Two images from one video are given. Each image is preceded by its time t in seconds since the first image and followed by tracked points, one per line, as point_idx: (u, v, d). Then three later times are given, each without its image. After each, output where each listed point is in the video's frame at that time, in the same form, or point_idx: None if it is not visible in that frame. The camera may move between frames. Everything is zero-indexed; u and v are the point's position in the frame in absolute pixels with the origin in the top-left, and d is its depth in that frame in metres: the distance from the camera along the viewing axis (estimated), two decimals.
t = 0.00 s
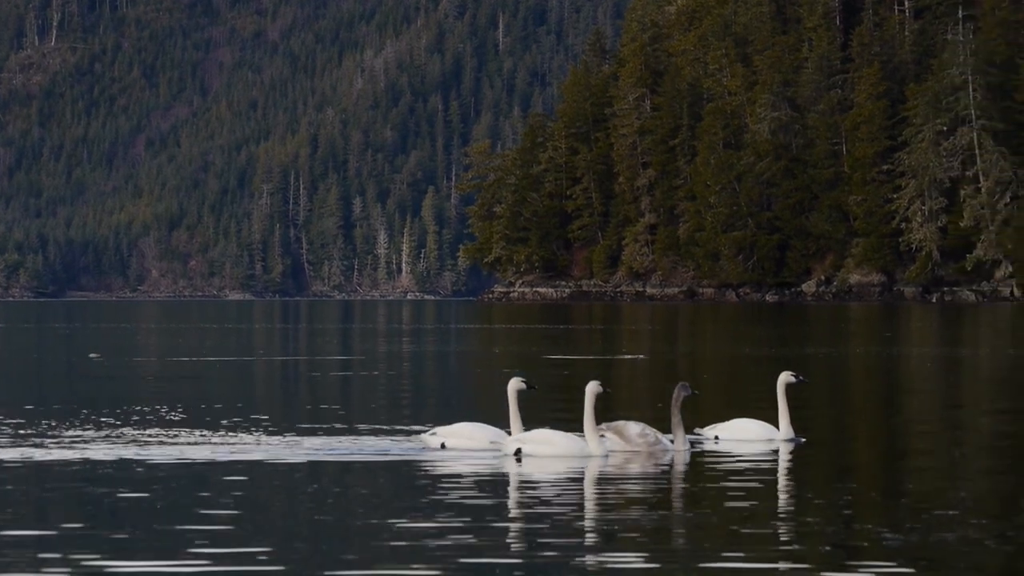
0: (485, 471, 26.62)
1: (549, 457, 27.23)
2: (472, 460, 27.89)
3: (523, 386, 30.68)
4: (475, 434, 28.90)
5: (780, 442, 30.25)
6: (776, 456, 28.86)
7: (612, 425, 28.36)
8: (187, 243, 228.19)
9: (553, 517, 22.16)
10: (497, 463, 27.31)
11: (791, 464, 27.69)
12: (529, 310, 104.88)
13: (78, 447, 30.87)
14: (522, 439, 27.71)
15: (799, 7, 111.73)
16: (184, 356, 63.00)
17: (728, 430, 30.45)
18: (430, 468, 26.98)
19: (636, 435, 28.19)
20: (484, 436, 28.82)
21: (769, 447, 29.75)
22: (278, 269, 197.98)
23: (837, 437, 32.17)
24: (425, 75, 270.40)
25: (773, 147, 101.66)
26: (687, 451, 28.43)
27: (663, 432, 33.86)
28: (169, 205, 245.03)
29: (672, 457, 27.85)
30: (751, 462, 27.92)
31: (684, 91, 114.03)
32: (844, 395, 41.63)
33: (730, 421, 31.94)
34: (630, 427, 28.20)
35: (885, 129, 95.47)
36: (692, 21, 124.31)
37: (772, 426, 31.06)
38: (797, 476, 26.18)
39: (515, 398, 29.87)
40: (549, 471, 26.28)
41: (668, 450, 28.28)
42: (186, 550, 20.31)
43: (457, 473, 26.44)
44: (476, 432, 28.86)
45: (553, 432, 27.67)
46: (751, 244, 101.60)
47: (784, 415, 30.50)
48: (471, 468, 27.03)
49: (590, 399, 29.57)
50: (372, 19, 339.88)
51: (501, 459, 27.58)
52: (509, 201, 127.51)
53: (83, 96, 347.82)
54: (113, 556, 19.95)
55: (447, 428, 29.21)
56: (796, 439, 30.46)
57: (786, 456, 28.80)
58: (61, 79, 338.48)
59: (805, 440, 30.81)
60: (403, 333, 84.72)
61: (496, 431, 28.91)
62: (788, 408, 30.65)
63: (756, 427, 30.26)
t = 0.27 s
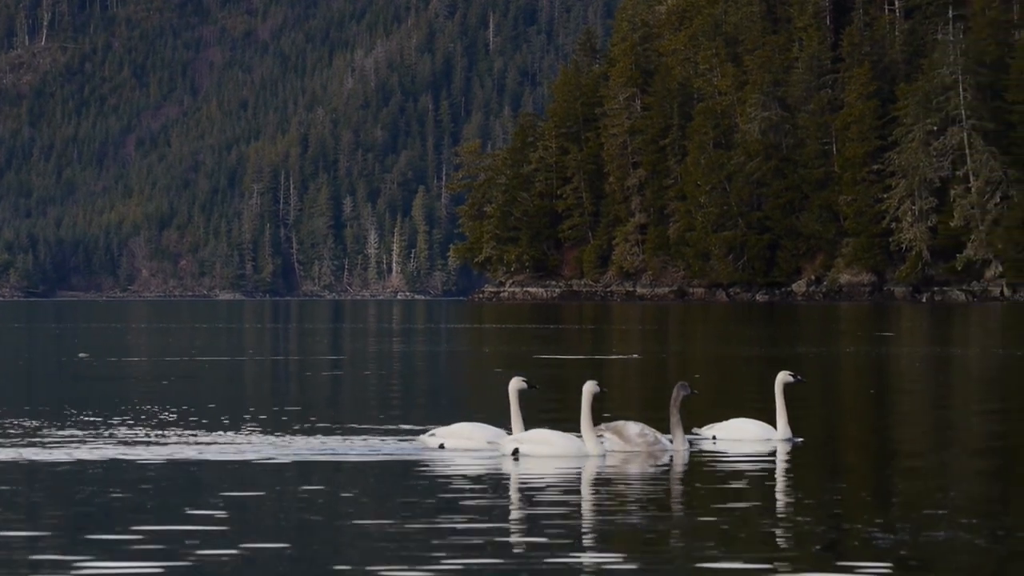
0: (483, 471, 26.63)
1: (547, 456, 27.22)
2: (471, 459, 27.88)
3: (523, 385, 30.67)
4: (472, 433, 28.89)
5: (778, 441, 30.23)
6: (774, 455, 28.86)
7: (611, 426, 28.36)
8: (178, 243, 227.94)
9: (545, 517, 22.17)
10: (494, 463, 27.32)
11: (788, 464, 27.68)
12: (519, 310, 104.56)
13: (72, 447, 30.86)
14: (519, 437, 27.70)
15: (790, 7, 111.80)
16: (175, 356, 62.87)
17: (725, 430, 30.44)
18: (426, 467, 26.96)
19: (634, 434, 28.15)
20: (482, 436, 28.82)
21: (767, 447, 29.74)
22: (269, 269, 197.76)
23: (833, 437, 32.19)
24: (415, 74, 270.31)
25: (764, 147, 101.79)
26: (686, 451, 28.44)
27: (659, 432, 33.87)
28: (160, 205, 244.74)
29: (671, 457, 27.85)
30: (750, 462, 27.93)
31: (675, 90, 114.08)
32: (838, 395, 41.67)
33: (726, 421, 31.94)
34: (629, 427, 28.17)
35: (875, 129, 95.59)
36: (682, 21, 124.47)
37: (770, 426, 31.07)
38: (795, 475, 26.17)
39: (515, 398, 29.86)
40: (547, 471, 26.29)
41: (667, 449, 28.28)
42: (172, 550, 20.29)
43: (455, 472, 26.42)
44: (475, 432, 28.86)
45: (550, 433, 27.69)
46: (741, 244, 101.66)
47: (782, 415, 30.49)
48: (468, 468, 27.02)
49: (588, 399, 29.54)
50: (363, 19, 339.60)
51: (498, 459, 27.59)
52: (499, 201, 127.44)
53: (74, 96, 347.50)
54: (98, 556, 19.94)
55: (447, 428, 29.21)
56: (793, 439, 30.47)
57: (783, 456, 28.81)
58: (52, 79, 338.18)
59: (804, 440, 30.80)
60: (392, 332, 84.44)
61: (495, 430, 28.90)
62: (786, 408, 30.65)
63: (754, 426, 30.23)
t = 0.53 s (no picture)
0: (480, 472, 26.62)
1: (543, 457, 27.21)
2: (467, 460, 27.85)
3: (522, 385, 30.64)
4: (473, 432, 28.83)
5: (774, 442, 30.24)
6: (771, 456, 28.84)
7: (609, 426, 28.33)
8: (167, 243, 227.69)
9: (535, 519, 22.13)
10: (492, 463, 27.29)
11: (783, 464, 27.68)
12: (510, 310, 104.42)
13: (65, 448, 30.81)
14: (515, 438, 27.71)
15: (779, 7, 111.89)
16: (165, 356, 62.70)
17: (721, 429, 30.43)
18: (419, 469, 26.95)
19: (633, 434, 28.10)
20: (480, 436, 28.76)
21: (764, 448, 29.73)
22: (258, 269, 197.50)
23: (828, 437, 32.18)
24: (405, 74, 270.21)
25: (754, 147, 101.87)
26: (686, 452, 28.39)
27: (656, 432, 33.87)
28: (149, 205, 244.42)
29: (670, 457, 27.82)
30: (748, 463, 27.93)
31: (664, 90, 114.11)
32: (830, 394, 41.66)
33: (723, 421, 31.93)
34: (628, 428, 28.12)
35: (865, 129, 95.63)
36: (672, 21, 124.64)
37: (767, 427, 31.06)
38: (792, 476, 26.17)
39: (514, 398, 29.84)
40: (544, 471, 26.29)
41: (666, 450, 28.21)
42: (160, 550, 20.27)
43: (449, 474, 26.41)
44: (474, 432, 28.80)
45: (548, 433, 27.67)
46: (731, 244, 101.68)
47: (780, 415, 30.49)
48: (466, 468, 26.99)
49: (586, 399, 29.48)
50: (352, 19, 339.34)
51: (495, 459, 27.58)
52: (489, 201, 127.24)
53: (64, 96, 347.13)
54: (85, 557, 19.92)
55: (445, 429, 29.19)
56: (790, 439, 30.47)
57: (782, 455, 28.78)
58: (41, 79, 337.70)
59: (802, 441, 30.80)
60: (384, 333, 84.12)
61: (494, 430, 28.83)
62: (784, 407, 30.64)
63: (750, 426, 30.23)
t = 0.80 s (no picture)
0: (475, 471, 26.57)
1: (537, 457, 27.16)
2: (463, 460, 27.80)
3: (520, 386, 30.59)
4: (468, 432, 28.76)
5: (771, 442, 30.24)
6: (768, 456, 28.81)
7: (608, 426, 28.16)
8: (154, 242, 227.47)
9: (525, 519, 22.13)
10: (486, 463, 27.26)
11: (778, 464, 27.66)
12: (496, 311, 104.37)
13: (54, 447, 30.76)
14: (510, 438, 27.67)
15: (766, 7, 112.05)
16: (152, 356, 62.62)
17: (718, 429, 30.41)
18: (409, 469, 26.89)
19: (630, 434, 28.00)
20: (478, 436, 28.69)
21: (759, 447, 29.71)
22: (245, 268, 197.29)
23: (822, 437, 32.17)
24: (392, 74, 270.25)
25: (740, 147, 102.01)
26: (683, 452, 28.36)
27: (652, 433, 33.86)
28: (136, 204, 244.14)
29: (666, 457, 27.77)
30: (746, 463, 27.89)
31: (651, 90, 114.17)
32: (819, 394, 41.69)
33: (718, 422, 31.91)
34: (625, 427, 28.03)
35: (852, 129, 95.77)
36: (659, 21, 124.81)
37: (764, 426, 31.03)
38: (786, 477, 26.15)
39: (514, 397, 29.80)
40: (539, 471, 26.24)
41: (663, 451, 28.14)
42: (145, 551, 20.24)
43: (444, 473, 26.35)
44: (472, 432, 28.74)
45: (543, 433, 27.64)
46: (718, 244, 101.73)
47: (776, 415, 30.48)
48: (461, 469, 26.94)
49: (581, 400, 29.44)
50: (340, 19, 339.32)
51: (490, 460, 27.55)
52: (476, 200, 127.16)
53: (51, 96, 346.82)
54: (70, 558, 19.88)
55: (444, 429, 29.16)
56: (787, 439, 30.45)
57: (779, 456, 28.74)
58: (28, 78, 337.34)
59: (797, 440, 30.79)
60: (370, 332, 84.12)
61: (491, 429, 28.77)
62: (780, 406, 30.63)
63: (746, 426, 30.23)
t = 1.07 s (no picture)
0: (471, 472, 26.54)
1: (534, 457, 27.15)
2: (459, 460, 27.80)
3: (521, 386, 30.57)
4: (467, 432, 28.73)
5: (769, 442, 30.26)
6: (766, 455, 28.79)
7: (606, 425, 28.05)
8: (144, 242, 227.41)
9: (517, 517, 22.18)
10: (483, 464, 27.23)
11: (775, 464, 27.65)
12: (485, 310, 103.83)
13: (43, 448, 30.68)
14: (506, 439, 27.66)
15: (756, 6, 112.26)
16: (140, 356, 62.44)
17: (715, 430, 30.39)
18: (403, 469, 26.87)
19: (629, 434, 27.88)
20: (476, 436, 28.69)
21: (758, 448, 29.71)
22: (235, 268, 197.29)
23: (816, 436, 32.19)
24: (382, 74, 270.43)
25: (730, 147, 102.16)
26: (680, 453, 28.33)
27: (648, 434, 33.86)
28: (126, 204, 243.96)
29: (664, 457, 27.72)
30: (744, 463, 27.88)
31: (641, 90, 114.26)
32: (810, 393, 41.73)
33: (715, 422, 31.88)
34: (623, 428, 27.96)
35: (841, 129, 95.88)
36: (649, 22, 125.05)
37: (760, 427, 31.00)
38: (782, 476, 26.16)
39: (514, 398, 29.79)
40: (537, 471, 26.21)
41: (661, 451, 28.08)
42: (138, 552, 20.21)
43: (439, 474, 26.34)
44: (470, 433, 28.75)
45: (539, 433, 27.64)
46: (708, 244, 101.76)
47: (773, 415, 30.51)
48: (456, 468, 26.92)
49: (578, 400, 29.43)
50: (329, 18, 339.38)
51: (486, 460, 27.53)
52: (466, 200, 127.09)
53: (40, 96, 346.65)
54: (60, 560, 19.82)
55: (444, 428, 29.16)
56: (784, 440, 30.45)
57: (777, 456, 28.72)
58: (18, 77, 336.74)
59: (794, 440, 30.81)
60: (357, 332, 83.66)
61: (490, 428, 28.74)
62: (777, 406, 30.66)
63: (745, 427, 30.25)
